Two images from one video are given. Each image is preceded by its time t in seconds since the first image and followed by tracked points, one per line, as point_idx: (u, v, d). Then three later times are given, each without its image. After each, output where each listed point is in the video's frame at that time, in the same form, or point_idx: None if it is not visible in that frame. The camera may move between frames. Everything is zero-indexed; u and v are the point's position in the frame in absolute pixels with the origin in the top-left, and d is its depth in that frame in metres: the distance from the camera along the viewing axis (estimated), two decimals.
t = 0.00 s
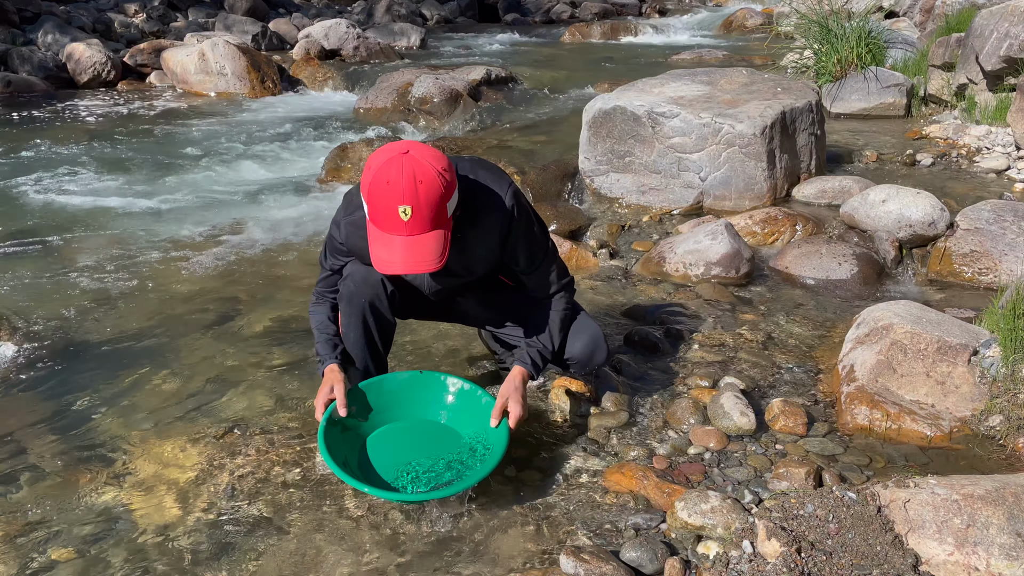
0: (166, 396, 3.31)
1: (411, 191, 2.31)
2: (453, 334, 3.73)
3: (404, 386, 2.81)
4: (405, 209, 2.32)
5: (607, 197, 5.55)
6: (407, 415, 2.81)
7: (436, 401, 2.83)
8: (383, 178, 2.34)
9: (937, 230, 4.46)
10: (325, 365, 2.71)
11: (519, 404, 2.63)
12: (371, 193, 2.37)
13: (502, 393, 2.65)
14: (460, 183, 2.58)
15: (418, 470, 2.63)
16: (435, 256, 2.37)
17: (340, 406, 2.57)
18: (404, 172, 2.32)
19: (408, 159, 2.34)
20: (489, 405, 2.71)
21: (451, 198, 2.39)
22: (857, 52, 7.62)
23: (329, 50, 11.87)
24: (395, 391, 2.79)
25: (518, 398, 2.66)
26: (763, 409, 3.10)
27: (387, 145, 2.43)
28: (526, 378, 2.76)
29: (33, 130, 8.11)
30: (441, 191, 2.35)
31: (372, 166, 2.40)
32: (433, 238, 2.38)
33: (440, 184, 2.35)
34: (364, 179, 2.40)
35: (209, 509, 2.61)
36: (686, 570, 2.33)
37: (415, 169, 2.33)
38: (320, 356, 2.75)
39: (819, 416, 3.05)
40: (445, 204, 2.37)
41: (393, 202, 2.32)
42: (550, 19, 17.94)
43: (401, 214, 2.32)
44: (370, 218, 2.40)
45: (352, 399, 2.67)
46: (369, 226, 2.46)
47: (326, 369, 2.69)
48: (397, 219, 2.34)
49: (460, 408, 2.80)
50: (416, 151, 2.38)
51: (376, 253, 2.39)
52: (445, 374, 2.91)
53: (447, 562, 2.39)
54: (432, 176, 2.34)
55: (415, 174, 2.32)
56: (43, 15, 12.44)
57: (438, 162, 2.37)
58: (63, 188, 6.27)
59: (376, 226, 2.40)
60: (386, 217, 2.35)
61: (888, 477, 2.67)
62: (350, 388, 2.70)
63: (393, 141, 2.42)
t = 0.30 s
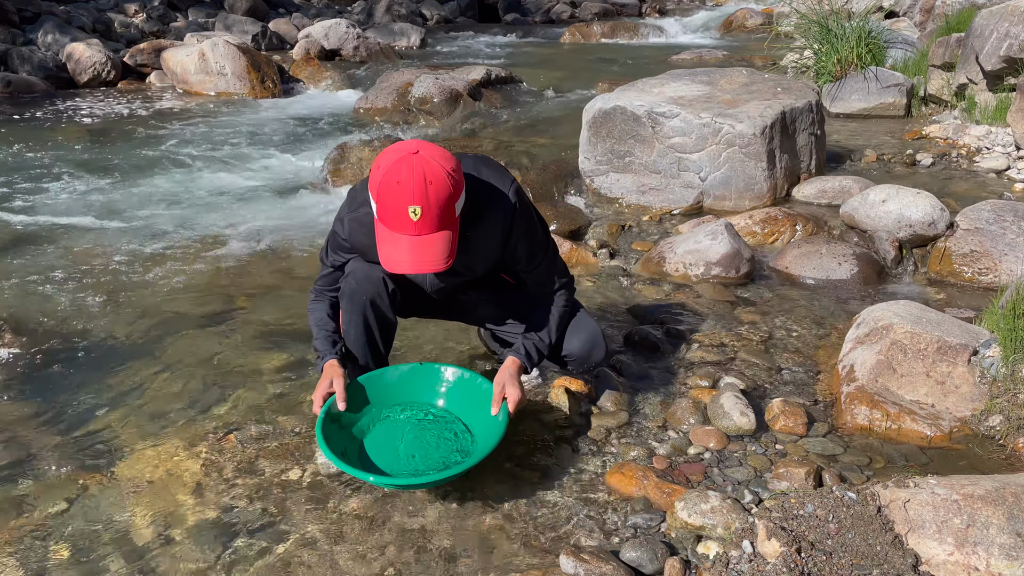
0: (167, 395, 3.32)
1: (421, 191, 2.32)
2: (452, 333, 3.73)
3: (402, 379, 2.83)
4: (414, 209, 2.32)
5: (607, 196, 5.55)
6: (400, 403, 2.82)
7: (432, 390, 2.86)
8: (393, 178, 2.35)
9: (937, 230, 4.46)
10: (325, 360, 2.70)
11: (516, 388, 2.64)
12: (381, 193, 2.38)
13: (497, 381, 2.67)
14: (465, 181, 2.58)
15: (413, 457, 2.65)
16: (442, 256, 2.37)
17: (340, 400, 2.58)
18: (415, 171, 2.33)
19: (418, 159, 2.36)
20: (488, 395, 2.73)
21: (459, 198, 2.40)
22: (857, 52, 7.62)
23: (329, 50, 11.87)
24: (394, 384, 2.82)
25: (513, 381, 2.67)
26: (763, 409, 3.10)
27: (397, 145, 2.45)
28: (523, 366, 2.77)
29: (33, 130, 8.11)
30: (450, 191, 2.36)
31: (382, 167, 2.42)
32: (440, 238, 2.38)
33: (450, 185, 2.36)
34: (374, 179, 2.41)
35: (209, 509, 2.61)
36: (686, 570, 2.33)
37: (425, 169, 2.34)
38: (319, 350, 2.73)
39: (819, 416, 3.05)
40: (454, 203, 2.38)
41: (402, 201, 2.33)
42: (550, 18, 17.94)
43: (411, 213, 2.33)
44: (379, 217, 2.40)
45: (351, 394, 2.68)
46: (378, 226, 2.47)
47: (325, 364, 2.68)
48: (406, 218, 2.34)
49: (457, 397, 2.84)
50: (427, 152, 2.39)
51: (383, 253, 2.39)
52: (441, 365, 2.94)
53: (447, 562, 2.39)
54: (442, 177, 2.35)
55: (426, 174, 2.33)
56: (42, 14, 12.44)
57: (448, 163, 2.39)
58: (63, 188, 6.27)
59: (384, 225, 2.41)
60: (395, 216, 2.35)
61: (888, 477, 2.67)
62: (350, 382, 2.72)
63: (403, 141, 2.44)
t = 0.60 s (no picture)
0: (166, 396, 3.32)
1: (422, 192, 2.32)
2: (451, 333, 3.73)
3: (400, 361, 2.82)
4: (415, 210, 2.32)
5: (607, 196, 5.55)
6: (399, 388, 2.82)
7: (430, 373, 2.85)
8: (394, 179, 2.35)
9: (937, 230, 4.46)
10: (319, 343, 2.68)
11: (512, 375, 2.65)
12: (382, 194, 2.38)
13: (495, 368, 2.68)
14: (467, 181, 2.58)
15: (412, 442, 2.66)
16: (442, 257, 2.37)
17: (335, 383, 2.59)
18: (416, 172, 2.33)
19: (420, 160, 2.35)
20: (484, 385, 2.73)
21: (460, 198, 2.40)
22: (857, 52, 7.62)
23: (329, 50, 11.87)
24: (392, 365, 2.81)
25: (511, 369, 2.68)
26: (763, 409, 3.10)
27: (398, 146, 2.45)
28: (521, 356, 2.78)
29: (33, 131, 8.11)
30: (451, 192, 2.36)
31: (384, 167, 2.41)
32: (440, 239, 2.38)
33: (450, 185, 2.36)
34: (375, 179, 2.41)
35: (209, 509, 2.61)
36: (685, 571, 2.33)
37: (426, 170, 2.34)
38: (312, 334, 2.70)
39: (819, 416, 3.05)
40: (455, 204, 2.38)
41: (403, 202, 2.33)
42: (549, 18, 17.94)
43: (411, 214, 2.33)
44: (380, 217, 2.40)
45: (346, 375, 2.69)
46: (378, 226, 2.47)
47: (319, 347, 2.66)
48: (407, 219, 2.34)
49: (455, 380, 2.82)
50: (427, 152, 2.39)
51: (383, 253, 2.40)
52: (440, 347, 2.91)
53: (446, 562, 2.39)
54: (442, 177, 2.35)
55: (426, 175, 2.33)
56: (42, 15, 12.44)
57: (448, 164, 2.38)
58: (63, 188, 6.28)
59: (385, 226, 2.41)
60: (396, 216, 2.35)
61: (888, 477, 2.67)
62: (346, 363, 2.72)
63: (404, 142, 2.44)
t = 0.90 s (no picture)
0: (166, 395, 3.31)
1: (412, 186, 2.32)
2: (451, 333, 3.73)
3: (399, 359, 2.80)
4: (405, 203, 2.33)
5: (607, 196, 5.54)
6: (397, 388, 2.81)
7: (430, 375, 2.83)
8: (385, 171, 2.35)
9: (937, 230, 4.46)
10: (320, 338, 2.69)
11: (513, 382, 2.62)
12: (374, 186, 2.39)
13: (495, 375, 2.64)
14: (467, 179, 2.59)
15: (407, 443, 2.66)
16: (434, 250, 2.37)
17: (332, 379, 2.57)
18: (406, 165, 2.33)
19: (412, 153, 2.35)
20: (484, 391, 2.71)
21: (454, 192, 2.40)
22: (857, 52, 7.62)
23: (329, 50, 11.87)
24: (391, 363, 2.79)
25: (512, 376, 2.64)
26: (763, 409, 3.10)
27: (393, 138, 2.44)
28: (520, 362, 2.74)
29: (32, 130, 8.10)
30: (443, 185, 2.35)
31: (377, 159, 2.42)
32: (433, 232, 2.38)
33: (443, 179, 2.35)
34: (369, 172, 2.42)
35: (209, 509, 2.61)
36: (685, 570, 2.33)
37: (417, 164, 2.33)
38: (313, 330, 2.71)
39: (819, 416, 3.05)
40: (447, 198, 2.37)
41: (394, 195, 2.33)
42: (549, 18, 17.93)
43: (402, 207, 2.33)
44: (373, 210, 2.41)
45: (345, 369, 2.68)
46: (373, 218, 2.48)
47: (320, 342, 2.67)
48: (398, 212, 2.35)
49: (455, 385, 2.80)
50: (420, 146, 2.38)
51: (376, 246, 2.41)
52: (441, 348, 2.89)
53: (447, 562, 2.39)
54: (434, 171, 2.34)
55: (417, 168, 2.32)
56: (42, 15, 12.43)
57: (441, 158, 2.37)
58: (64, 188, 6.28)
59: (378, 219, 2.42)
60: (387, 209, 2.36)
61: (888, 477, 2.67)
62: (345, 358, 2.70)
63: (399, 135, 2.43)
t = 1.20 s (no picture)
0: (166, 395, 3.32)
1: (409, 194, 2.33)
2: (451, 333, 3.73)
3: (408, 384, 2.78)
4: (403, 211, 2.34)
5: (607, 197, 5.54)
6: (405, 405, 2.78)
7: (439, 393, 2.82)
8: (383, 179, 2.36)
9: (937, 230, 4.46)
10: (327, 357, 2.64)
11: (523, 385, 2.59)
12: (372, 194, 2.39)
13: (504, 380, 2.61)
14: (466, 182, 2.60)
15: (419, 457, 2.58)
16: (433, 258, 2.38)
17: (343, 395, 2.54)
18: (404, 174, 2.33)
19: (410, 161, 2.35)
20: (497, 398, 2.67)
21: (452, 200, 2.40)
22: (857, 52, 7.62)
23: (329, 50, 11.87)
24: (400, 388, 2.77)
25: (521, 380, 2.62)
26: (763, 409, 3.10)
27: (391, 145, 2.44)
28: (530, 367, 2.70)
29: (32, 130, 8.10)
30: (441, 193, 2.36)
31: (375, 166, 2.42)
32: (432, 239, 2.39)
33: (441, 187, 2.35)
34: (366, 179, 2.42)
35: (209, 509, 2.61)
36: (685, 570, 2.33)
37: (415, 172, 2.33)
38: (319, 350, 2.67)
39: (819, 416, 3.05)
40: (445, 205, 2.37)
41: (392, 203, 2.34)
42: (549, 18, 17.93)
43: (400, 216, 2.34)
44: (371, 217, 2.42)
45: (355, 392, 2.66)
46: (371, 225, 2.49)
47: (327, 361, 2.62)
48: (396, 220, 2.35)
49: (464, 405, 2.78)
50: (418, 153, 2.38)
51: (375, 253, 2.42)
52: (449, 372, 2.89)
53: (447, 562, 2.39)
54: (432, 179, 2.34)
55: (415, 177, 2.33)
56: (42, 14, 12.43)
57: (439, 164, 2.37)
58: (64, 187, 6.28)
59: (377, 226, 2.43)
60: (385, 217, 2.37)
61: (888, 477, 2.67)
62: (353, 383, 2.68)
63: (397, 141, 2.43)
